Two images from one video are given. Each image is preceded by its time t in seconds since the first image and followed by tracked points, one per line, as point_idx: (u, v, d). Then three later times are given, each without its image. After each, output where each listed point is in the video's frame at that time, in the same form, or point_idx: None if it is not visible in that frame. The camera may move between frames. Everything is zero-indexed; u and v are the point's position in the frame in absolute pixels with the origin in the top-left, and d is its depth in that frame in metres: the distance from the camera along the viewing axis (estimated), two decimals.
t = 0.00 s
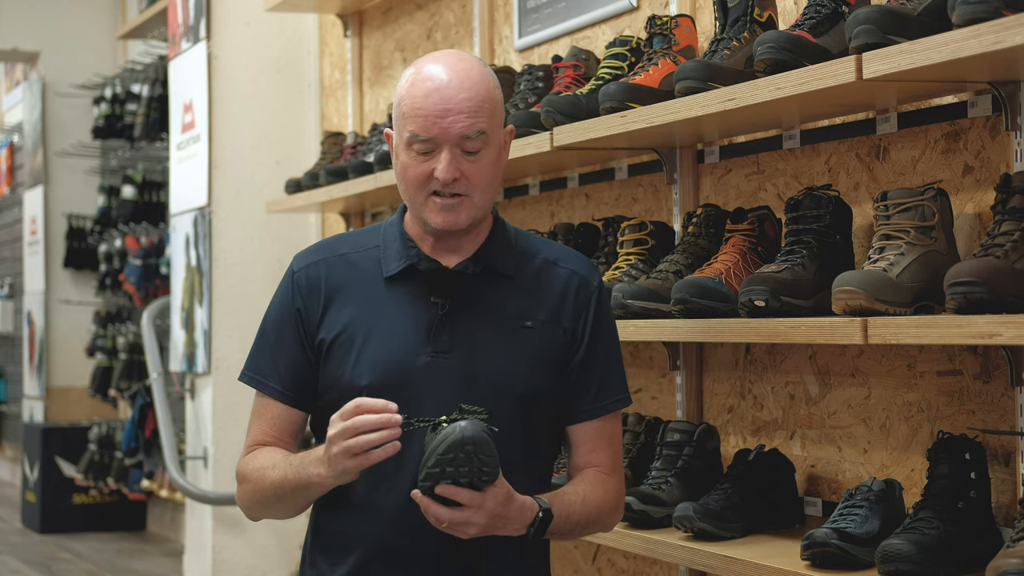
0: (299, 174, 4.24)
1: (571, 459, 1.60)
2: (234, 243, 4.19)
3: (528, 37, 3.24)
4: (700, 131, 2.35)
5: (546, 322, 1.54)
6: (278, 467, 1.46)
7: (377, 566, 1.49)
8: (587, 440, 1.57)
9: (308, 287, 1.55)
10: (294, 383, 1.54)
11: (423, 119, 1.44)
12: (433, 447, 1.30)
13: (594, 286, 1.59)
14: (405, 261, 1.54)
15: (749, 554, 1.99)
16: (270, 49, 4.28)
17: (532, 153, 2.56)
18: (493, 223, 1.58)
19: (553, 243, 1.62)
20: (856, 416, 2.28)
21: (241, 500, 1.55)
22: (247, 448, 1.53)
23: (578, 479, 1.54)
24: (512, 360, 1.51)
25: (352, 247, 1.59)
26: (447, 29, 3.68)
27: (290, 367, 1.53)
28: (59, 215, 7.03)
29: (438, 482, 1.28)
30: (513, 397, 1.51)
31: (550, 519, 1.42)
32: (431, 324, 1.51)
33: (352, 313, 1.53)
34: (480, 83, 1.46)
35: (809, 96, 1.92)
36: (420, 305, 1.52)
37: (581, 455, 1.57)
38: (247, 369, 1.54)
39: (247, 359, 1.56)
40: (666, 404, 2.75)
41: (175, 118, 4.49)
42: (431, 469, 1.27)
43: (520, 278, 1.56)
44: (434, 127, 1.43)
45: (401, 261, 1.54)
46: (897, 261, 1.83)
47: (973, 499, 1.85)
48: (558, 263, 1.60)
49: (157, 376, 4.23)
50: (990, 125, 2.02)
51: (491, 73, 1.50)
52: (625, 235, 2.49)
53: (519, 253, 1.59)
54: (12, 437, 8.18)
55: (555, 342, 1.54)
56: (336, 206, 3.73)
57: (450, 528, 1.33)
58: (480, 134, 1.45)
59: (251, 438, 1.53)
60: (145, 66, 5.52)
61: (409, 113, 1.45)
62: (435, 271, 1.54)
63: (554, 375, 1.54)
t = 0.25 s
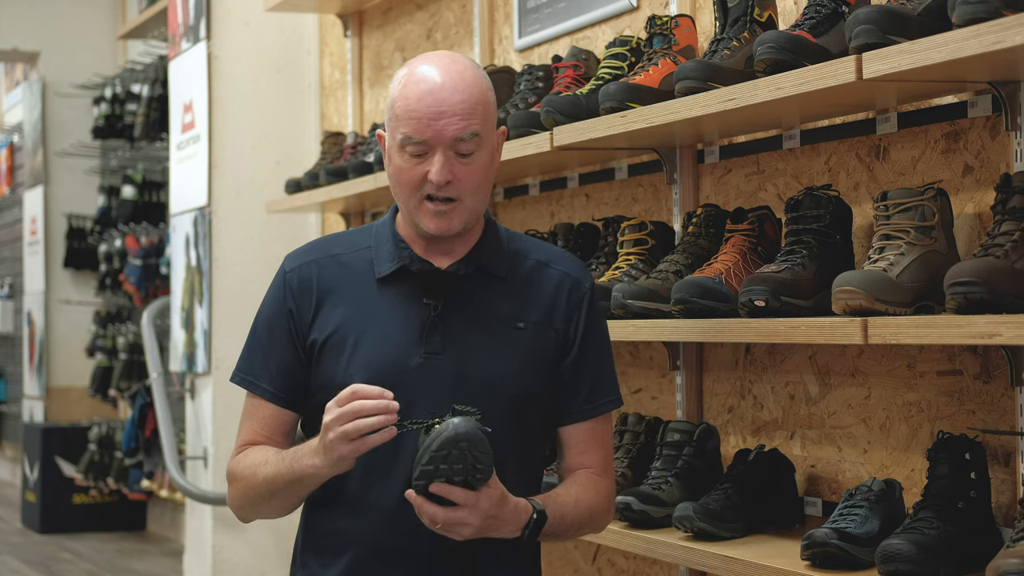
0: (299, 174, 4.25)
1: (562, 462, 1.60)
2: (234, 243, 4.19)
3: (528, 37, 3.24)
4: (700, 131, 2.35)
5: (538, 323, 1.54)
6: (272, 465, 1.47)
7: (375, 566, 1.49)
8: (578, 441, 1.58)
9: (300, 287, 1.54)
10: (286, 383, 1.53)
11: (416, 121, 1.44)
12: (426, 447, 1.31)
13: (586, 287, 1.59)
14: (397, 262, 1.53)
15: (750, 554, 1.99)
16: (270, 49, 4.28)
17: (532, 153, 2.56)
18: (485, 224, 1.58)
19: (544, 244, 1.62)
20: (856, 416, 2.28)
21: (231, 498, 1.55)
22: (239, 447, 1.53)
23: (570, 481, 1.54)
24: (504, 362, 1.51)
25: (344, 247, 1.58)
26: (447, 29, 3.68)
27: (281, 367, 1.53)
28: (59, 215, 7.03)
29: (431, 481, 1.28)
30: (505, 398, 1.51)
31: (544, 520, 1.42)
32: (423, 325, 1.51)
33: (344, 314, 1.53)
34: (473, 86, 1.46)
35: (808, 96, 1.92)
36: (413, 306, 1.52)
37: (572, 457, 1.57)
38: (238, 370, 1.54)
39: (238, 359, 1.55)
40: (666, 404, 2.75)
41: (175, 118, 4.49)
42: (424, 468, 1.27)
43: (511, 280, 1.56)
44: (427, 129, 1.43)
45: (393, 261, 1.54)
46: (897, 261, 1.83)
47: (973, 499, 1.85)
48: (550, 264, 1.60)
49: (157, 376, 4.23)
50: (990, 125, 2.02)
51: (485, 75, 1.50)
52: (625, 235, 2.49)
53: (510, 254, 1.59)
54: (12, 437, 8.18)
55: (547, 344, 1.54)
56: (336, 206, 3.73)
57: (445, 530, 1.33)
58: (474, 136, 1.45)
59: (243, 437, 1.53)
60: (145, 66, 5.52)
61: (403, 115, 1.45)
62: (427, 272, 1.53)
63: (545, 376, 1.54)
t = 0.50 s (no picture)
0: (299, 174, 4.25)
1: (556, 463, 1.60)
2: (234, 243, 4.19)
3: (528, 37, 3.24)
4: (700, 131, 2.35)
5: (533, 325, 1.55)
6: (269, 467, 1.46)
7: (375, 566, 1.49)
8: (572, 443, 1.58)
9: (295, 288, 1.54)
10: (280, 384, 1.53)
11: (413, 125, 1.44)
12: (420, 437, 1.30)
13: (580, 289, 1.59)
14: (392, 263, 1.53)
15: (750, 554, 1.99)
16: (270, 49, 4.28)
17: (532, 153, 2.56)
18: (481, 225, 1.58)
19: (538, 245, 1.63)
20: (856, 416, 2.28)
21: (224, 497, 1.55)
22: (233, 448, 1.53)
23: (565, 482, 1.54)
24: (498, 363, 1.51)
25: (339, 248, 1.58)
26: (447, 29, 3.68)
27: (275, 368, 1.53)
28: (59, 215, 7.03)
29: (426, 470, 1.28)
30: (500, 400, 1.51)
31: (541, 521, 1.42)
32: (418, 326, 1.51)
33: (339, 315, 1.53)
34: (470, 90, 1.46)
35: (808, 97, 1.92)
36: (407, 307, 1.52)
37: (566, 458, 1.58)
38: (232, 370, 1.53)
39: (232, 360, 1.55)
40: (666, 405, 2.75)
41: (175, 118, 4.49)
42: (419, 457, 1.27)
43: (506, 281, 1.56)
44: (424, 134, 1.43)
45: (387, 262, 1.54)
46: (897, 260, 1.83)
47: (973, 499, 1.85)
48: (545, 265, 1.60)
49: (157, 376, 4.23)
50: (990, 125, 2.02)
51: (480, 78, 1.50)
52: (625, 235, 2.49)
53: (505, 255, 1.59)
54: (12, 437, 8.18)
55: (542, 345, 1.54)
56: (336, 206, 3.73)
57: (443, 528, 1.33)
58: (470, 141, 1.45)
59: (236, 438, 1.53)
60: (145, 66, 5.52)
61: (399, 119, 1.45)
62: (422, 273, 1.53)
63: (540, 378, 1.54)
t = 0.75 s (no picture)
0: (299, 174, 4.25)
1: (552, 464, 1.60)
2: (234, 243, 4.19)
3: (528, 37, 3.24)
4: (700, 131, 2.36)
5: (529, 325, 1.55)
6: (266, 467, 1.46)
7: (374, 566, 1.49)
8: (568, 444, 1.58)
9: (291, 288, 1.54)
10: (276, 384, 1.53)
11: (408, 118, 1.44)
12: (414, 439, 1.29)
13: (576, 289, 1.59)
14: (388, 263, 1.53)
15: (750, 554, 1.99)
16: (270, 48, 4.28)
17: (532, 153, 2.56)
18: (476, 225, 1.58)
19: (534, 246, 1.63)
20: (856, 416, 2.28)
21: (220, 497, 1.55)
22: (229, 449, 1.53)
23: (561, 482, 1.55)
24: (495, 363, 1.52)
25: (335, 248, 1.58)
26: (447, 29, 3.68)
27: (271, 368, 1.52)
28: (59, 215, 7.03)
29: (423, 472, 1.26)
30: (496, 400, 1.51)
31: (538, 524, 1.43)
32: (415, 326, 1.51)
33: (335, 315, 1.53)
34: (465, 83, 1.46)
35: (808, 97, 1.92)
36: (404, 307, 1.52)
37: (562, 459, 1.58)
38: (228, 370, 1.53)
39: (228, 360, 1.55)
40: (666, 405, 2.75)
41: (175, 117, 4.49)
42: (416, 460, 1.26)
43: (502, 281, 1.56)
44: (419, 126, 1.44)
45: (383, 262, 1.54)
46: (897, 260, 1.83)
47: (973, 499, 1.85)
48: (541, 266, 1.60)
49: (157, 376, 4.23)
50: (990, 125, 2.02)
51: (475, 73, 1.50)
52: (625, 235, 2.49)
53: (501, 256, 1.59)
54: (12, 437, 8.18)
55: (538, 346, 1.54)
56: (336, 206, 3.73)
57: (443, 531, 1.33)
58: (465, 133, 1.45)
59: (232, 439, 1.53)
60: (145, 66, 5.52)
61: (395, 112, 1.45)
62: (418, 273, 1.53)
63: (536, 378, 1.55)
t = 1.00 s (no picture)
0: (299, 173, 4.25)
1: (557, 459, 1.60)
2: (234, 243, 4.19)
3: (528, 38, 3.24)
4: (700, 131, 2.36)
5: (530, 321, 1.54)
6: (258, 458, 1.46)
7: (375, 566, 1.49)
8: (573, 438, 1.58)
9: (290, 289, 1.54)
10: (276, 386, 1.54)
11: (390, 93, 1.47)
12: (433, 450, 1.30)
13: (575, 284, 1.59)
14: (387, 262, 1.53)
15: (750, 554, 1.99)
16: (270, 48, 4.28)
17: (532, 153, 2.56)
18: (474, 223, 1.58)
19: (534, 242, 1.62)
20: (856, 416, 2.28)
21: (214, 496, 1.55)
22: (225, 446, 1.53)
23: (567, 478, 1.55)
24: (496, 361, 1.51)
25: (334, 249, 1.58)
26: (447, 29, 3.68)
27: (271, 370, 1.53)
28: (59, 215, 7.03)
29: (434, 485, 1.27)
30: (498, 397, 1.50)
31: (541, 522, 1.43)
32: (416, 324, 1.51)
33: (335, 315, 1.53)
34: (443, 59, 1.50)
35: (808, 97, 1.92)
36: (404, 306, 1.52)
37: (567, 454, 1.58)
38: (228, 373, 1.53)
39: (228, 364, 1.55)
40: (666, 405, 2.75)
41: (175, 117, 4.49)
42: (430, 473, 1.27)
43: (502, 277, 1.56)
44: (400, 100, 1.47)
45: (383, 261, 1.53)
46: (897, 260, 1.83)
47: (973, 499, 1.85)
48: (540, 261, 1.60)
49: (157, 376, 4.23)
50: (990, 125, 2.02)
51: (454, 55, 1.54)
52: (625, 235, 2.49)
53: (500, 252, 1.59)
54: (12, 437, 8.18)
55: (539, 343, 1.54)
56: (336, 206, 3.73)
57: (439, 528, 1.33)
58: (447, 103, 1.48)
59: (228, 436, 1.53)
60: (145, 66, 5.52)
61: (377, 92, 1.49)
62: (418, 271, 1.53)
63: (537, 375, 1.54)
